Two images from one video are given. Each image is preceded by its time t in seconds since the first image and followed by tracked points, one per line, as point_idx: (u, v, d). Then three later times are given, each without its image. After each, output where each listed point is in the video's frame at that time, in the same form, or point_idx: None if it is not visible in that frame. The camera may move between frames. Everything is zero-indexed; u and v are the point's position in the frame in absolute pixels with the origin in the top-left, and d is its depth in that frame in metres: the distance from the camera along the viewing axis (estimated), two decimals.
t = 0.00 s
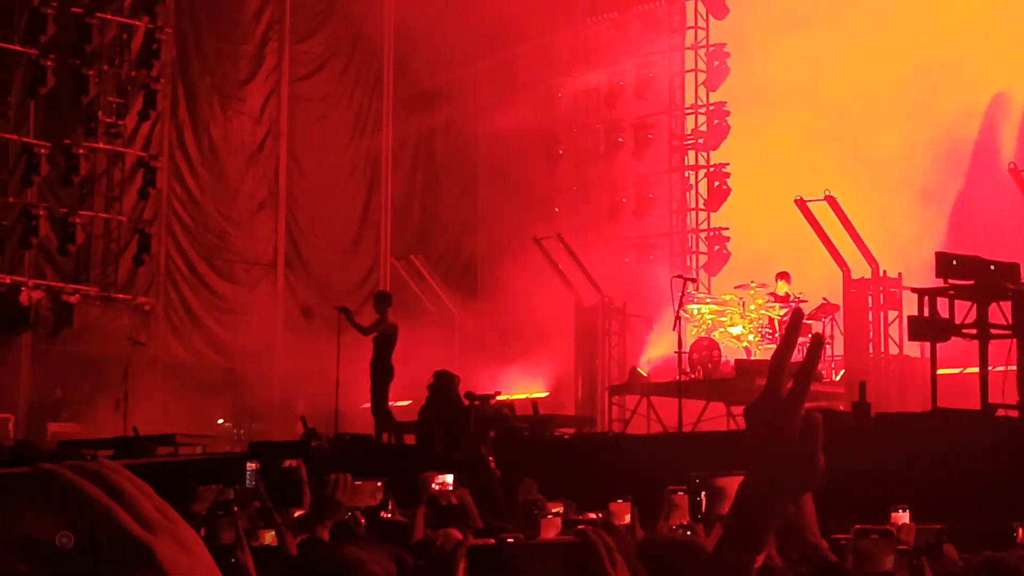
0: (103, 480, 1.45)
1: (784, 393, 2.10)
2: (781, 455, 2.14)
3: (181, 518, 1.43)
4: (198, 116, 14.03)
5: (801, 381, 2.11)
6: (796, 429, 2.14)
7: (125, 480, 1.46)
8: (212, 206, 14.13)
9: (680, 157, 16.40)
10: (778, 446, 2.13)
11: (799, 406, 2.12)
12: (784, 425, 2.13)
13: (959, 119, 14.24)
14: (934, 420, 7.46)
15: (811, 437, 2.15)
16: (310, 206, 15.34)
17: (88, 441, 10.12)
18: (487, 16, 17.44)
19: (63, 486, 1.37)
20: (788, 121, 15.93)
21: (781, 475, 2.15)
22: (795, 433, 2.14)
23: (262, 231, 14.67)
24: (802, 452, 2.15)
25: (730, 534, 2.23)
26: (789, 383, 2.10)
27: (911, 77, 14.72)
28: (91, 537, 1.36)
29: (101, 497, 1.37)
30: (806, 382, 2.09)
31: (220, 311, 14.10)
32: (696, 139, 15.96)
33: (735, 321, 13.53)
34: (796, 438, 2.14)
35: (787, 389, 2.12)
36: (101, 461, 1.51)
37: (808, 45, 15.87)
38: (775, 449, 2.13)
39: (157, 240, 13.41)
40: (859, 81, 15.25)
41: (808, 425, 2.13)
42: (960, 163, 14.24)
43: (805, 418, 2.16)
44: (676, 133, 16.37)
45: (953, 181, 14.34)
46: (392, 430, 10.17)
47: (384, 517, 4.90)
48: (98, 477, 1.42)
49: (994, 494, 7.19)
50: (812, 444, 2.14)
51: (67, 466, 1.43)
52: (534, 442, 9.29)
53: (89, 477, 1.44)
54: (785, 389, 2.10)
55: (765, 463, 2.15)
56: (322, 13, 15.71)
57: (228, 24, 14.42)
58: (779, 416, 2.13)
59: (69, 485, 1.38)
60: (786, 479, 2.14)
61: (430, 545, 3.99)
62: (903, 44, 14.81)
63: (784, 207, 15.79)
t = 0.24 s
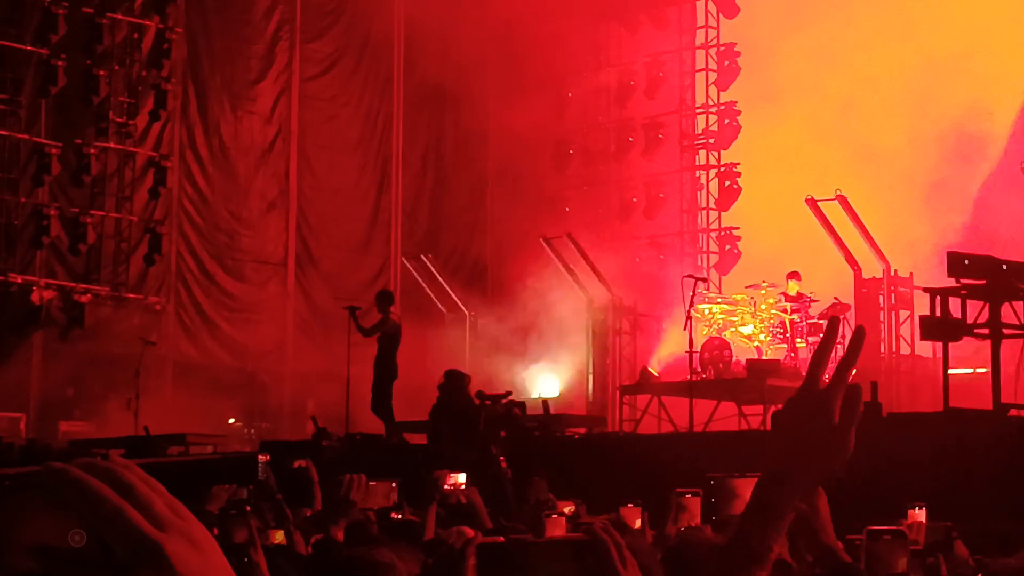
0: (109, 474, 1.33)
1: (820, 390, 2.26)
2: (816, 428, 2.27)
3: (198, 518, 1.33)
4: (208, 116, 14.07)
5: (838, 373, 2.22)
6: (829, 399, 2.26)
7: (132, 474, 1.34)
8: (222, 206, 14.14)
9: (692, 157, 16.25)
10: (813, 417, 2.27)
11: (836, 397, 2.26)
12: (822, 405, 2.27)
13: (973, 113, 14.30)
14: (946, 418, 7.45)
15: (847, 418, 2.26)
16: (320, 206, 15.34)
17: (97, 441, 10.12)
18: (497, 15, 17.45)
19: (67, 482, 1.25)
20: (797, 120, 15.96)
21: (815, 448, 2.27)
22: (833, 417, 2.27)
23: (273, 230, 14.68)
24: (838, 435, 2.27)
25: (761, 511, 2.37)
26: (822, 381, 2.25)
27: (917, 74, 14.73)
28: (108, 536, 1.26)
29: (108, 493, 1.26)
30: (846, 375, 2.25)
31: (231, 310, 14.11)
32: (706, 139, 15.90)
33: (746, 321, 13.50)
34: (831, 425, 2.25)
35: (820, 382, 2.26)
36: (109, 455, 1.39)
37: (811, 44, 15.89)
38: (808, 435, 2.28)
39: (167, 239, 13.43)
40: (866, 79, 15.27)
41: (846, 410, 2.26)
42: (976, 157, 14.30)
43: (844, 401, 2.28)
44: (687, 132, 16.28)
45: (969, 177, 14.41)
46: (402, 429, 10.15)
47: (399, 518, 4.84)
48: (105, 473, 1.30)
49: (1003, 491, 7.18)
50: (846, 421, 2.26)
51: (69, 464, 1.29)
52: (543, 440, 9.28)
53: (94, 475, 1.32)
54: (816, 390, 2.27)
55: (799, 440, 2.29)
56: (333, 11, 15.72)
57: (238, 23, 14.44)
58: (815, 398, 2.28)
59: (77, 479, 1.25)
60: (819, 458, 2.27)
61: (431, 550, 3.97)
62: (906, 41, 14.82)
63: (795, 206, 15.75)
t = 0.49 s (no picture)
0: (128, 476, 1.49)
1: (820, 398, 1.92)
2: (815, 430, 1.92)
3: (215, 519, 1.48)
4: (221, 116, 14.09)
5: (847, 370, 1.93)
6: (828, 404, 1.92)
7: (153, 475, 1.49)
8: (236, 206, 14.17)
9: (705, 157, 16.16)
10: (822, 417, 1.92)
11: (844, 408, 1.91)
12: (828, 408, 1.91)
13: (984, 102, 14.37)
14: (962, 418, 7.44)
15: (857, 423, 1.92)
16: (333, 206, 15.35)
17: (110, 441, 10.13)
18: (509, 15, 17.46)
19: (84, 480, 1.38)
20: (806, 118, 15.97)
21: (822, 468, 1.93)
22: (839, 424, 1.92)
23: (286, 230, 14.69)
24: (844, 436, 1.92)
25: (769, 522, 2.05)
26: (823, 378, 1.91)
27: (930, 69, 14.83)
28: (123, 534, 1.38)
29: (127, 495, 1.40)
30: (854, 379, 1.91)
31: (245, 310, 14.13)
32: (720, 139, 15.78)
33: (759, 321, 13.50)
34: (840, 432, 1.91)
35: (826, 378, 1.93)
36: (130, 459, 1.54)
37: (817, 42, 15.90)
38: (812, 446, 1.92)
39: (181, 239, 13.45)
40: (877, 76, 15.32)
41: (856, 417, 1.91)
42: (983, 148, 14.31)
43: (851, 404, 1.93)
44: (700, 132, 16.15)
45: (977, 167, 14.39)
46: (415, 429, 10.16)
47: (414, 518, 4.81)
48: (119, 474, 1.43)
49: (1018, 490, 7.17)
50: (857, 428, 1.91)
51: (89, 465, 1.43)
52: (556, 441, 9.28)
53: (116, 476, 1.46)
54: (818, 386, 1.92)
55: (801, 445, 1.94)
56: (345, 12, 15.72)
57: (251, 23, 14.46)
58: (817, 403, 1.92)
59: (95, 478, 1.38)
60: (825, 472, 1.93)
61: (440, 547, 4.00)
62: (917, 37, 14.92)
63: (809, 208, 15.64)
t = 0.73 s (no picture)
0: (156, 485, 1.16)
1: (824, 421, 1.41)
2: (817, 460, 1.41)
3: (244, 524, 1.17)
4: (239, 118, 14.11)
5: (852, 395, 1.43)
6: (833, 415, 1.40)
7: (181, 484, 1.17)
8: (254, 208, 14.18)
9: (723, 158, 16.14)
10: (825, 461, 1.39)
11: (849, 430, 1.40)
12: (830, 430, 1.41)
13: (997, 97, 14.38)
14: (983, 419, 7.42)
15: (868, 475, 1.39)
16: (350, 208, 15.36)
17: (129, 442, 10.14)
18: (527, 16, 17.46)
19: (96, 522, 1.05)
20: (822, 118, 15.96)
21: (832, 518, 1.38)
22: (851, 461, 1.41)
23: (304, 232, 14.70)
24: (850, 457, 1.41)
25: None
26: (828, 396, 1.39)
27: (941, 67, 14.85)
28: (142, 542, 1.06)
29: (151, 500, 1.08)
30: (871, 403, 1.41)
31: (262, 312, 14.13)
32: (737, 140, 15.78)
33: (778, 321, 13.46)
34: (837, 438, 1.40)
35: (833, 413, 1.40)
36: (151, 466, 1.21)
37: (832, 43, 15.87)
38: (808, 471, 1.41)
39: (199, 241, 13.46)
40: (890, 75, 15.34)
41: (867, 461, 1.39)
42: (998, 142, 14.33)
43: (857, 446, 1.42)
44: (718, 133, 16.13)
45: (991, 161, 14.39)
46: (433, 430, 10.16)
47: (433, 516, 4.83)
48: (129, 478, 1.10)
49: None
50: (869, 472, 1.39)
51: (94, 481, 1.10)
52: (574, 442, 9.27)
53: (136, 481, 1.14)
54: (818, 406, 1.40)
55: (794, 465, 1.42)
56: (363, 14, 15.74)
57: (268, 25, 14.47)
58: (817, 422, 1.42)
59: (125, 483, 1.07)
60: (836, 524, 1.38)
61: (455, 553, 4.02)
62: (927, 37, 14.94)
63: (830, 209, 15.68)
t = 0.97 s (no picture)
0: (185, 490, 1.77)
1: (876, 358, 1.61)
2: (879, 407, 1.59)
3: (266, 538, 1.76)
4: (248, 119, 14.13)
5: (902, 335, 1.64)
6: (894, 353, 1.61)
7: (205, 491, 1.77)
8: (263, 208, 14.20)
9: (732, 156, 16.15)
10: (882, 386, 1.60)
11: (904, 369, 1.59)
12: (882, 373, 1.60)
13: (996, 91, 14.40)
14: (990, 418, 7.40)
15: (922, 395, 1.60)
16: (359, 208, 15.37)
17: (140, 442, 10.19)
18: (535, 16, 17.47)
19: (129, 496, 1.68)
20: (832, 118, 15.97)
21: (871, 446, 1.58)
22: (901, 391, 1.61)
23: (313, 232, 14.72)
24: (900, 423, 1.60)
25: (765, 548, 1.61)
26: (879, 330, 1.60)
27: (944, 63, 14.90)
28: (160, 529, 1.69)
29: (180, 504, 1.69)
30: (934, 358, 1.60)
31: (271, 311, 14.15)
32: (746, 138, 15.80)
33: (786, 320, 13.56)
34: (904, 385, 1.61)
35: (882, 344, 1.62)
36: (187, 477, 1.82)
37: (844, 43, 15.91)
38: (861, 420, 1.59)
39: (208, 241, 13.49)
40: (899, 73, 15.34)
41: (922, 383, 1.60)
42: (996, 137, 14.32)
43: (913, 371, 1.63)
44: (726, 132, 16.14)
45: (990, 154, 14.37)
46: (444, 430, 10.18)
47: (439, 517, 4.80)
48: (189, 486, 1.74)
49: None
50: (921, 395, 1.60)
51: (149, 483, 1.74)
52: (584, 442, 9.27)
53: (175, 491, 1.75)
54: (869, 347, 1.61)
55: (845, 415, 1.60)
56: (371, 14, 15.75)
57: (277, 26, 14.49)
58: (870, 372, 1.61)
59: (160, 491, 1.68)
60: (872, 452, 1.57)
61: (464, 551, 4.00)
62: (930, 33, 15.02)
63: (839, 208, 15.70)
